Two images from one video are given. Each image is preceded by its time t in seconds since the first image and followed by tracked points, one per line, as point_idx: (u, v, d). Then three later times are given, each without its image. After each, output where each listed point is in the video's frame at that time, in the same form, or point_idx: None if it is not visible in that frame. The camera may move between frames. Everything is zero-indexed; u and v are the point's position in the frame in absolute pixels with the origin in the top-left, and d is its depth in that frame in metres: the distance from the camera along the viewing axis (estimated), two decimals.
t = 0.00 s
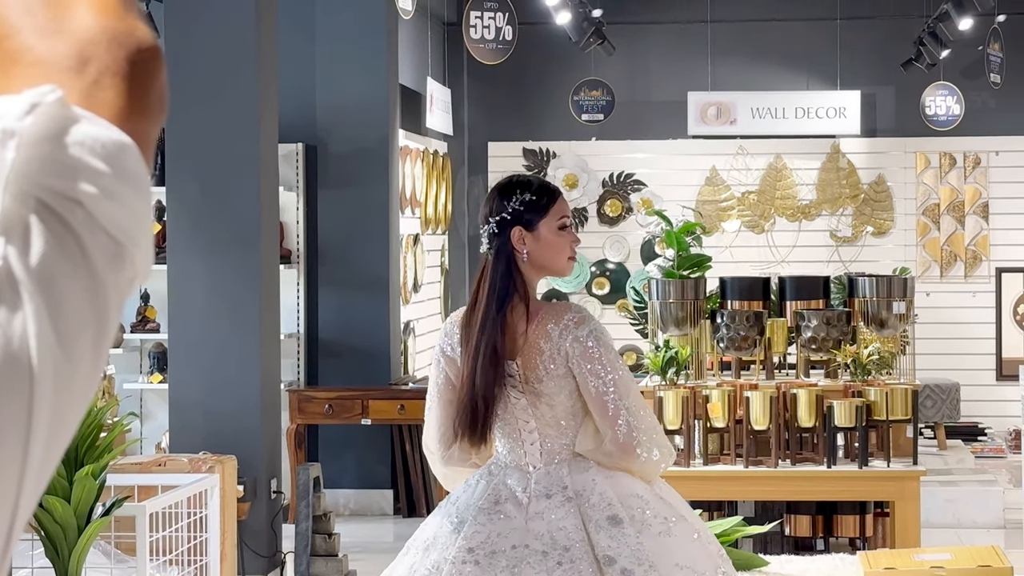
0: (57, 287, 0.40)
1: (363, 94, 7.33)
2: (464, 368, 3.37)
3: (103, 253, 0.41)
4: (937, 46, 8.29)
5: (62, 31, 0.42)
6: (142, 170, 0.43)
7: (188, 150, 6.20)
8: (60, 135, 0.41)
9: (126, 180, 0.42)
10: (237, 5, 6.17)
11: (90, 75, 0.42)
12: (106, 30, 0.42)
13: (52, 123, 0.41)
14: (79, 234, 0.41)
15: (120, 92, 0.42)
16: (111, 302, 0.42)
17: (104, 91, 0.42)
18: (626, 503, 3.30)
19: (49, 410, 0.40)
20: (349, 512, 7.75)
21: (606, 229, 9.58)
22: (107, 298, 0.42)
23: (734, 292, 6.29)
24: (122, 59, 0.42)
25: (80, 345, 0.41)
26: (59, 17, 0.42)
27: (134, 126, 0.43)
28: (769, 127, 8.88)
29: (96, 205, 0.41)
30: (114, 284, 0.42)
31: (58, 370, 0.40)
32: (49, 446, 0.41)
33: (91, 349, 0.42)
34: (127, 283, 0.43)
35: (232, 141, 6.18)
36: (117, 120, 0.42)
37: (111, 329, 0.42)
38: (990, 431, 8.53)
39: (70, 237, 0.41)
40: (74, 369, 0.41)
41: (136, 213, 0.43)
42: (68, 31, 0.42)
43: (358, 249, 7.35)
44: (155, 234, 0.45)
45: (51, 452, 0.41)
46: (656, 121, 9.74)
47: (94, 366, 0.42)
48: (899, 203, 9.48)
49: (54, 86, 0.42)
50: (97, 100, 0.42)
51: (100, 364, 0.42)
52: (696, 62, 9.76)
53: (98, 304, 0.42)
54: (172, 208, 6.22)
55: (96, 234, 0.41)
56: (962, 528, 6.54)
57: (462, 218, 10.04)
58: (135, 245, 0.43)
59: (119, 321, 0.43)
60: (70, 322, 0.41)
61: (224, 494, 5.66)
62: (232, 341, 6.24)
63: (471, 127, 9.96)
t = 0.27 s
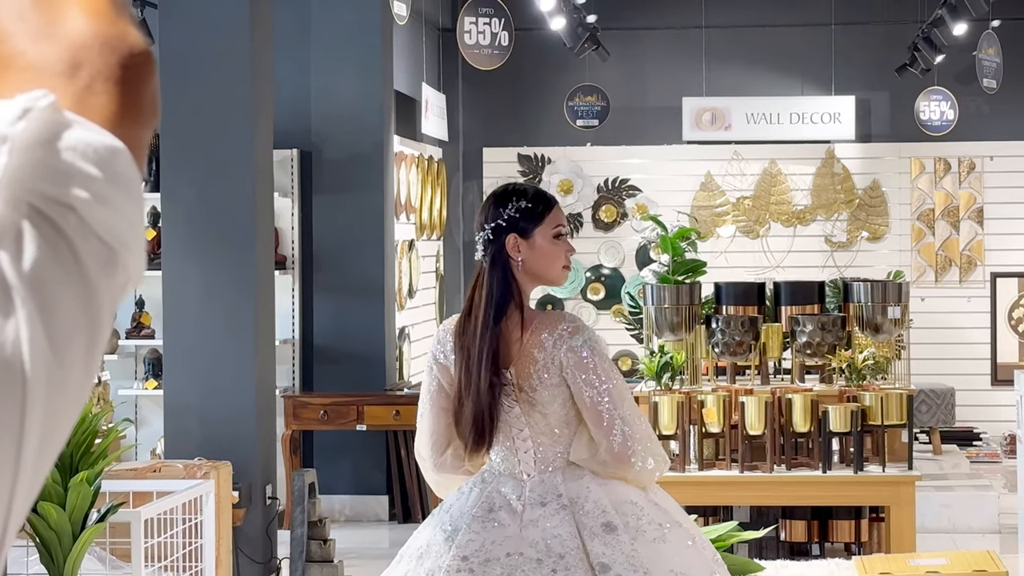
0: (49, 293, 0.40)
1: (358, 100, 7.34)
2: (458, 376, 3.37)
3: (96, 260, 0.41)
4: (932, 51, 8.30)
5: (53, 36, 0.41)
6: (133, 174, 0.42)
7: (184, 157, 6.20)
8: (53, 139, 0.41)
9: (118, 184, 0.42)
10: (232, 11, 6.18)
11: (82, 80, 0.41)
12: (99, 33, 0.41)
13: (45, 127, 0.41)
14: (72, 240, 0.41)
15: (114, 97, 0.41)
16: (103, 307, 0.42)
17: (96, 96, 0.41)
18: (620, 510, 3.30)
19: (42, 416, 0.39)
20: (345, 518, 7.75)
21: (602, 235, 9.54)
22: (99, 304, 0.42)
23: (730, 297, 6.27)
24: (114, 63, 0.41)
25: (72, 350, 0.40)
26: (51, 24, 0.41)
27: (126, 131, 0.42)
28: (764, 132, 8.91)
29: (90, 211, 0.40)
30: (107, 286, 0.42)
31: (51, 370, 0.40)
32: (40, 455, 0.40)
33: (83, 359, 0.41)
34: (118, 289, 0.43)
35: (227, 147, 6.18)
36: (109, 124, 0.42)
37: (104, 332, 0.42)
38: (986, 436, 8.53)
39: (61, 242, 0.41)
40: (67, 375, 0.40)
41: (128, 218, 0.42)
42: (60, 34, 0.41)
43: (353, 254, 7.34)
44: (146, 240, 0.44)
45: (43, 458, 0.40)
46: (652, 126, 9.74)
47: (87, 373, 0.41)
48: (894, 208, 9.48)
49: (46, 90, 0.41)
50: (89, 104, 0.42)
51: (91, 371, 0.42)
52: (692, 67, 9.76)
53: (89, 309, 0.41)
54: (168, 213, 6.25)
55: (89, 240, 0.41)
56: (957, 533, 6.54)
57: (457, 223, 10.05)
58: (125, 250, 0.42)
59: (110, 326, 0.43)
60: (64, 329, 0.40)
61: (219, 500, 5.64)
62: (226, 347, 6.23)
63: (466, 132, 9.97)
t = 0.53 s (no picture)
0: (49, 302, 0.42)
1: (352, 107, 7.34)
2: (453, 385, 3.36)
3: (95, 271, 0.43)
4: (924, 56, 8.31)
5: (52, 49, 0.44)
6: (133, 185, 0.45)
7: (179, 164, 6.19)
8: (53, 151, 0.43)
9: (118, 197, 0.44)
10: (225, 19, 6.17)
11: (81, 92, 0.44)
12: (97, 46, 0.44)
13: (45, 141, 0.43)
14: (70, 251, 0.43)
15: (112, 108, 0.44)
16: (102, 317, 0.44)
17: (95, 108, 0.44)
18: (615, 516, 3.30)
19: (42, 426, 0.41)
20: (339, 525, 7.73)
21: (595, 241, 9.58)
22: (99, 315, 0.43)
23: (723, 303, 6.29)
24: (113, 74, 0.44)
25: (71, 359, 0.42)
26: (49, 35, 0.44)
27: (123, 141, 0.45)
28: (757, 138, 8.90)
29: (88, 222, 0.43)
30: (106, 299, 0.44)
31: (50, 386, 0.41)
32: (40, 463, 0.42)
33: (82, 368, 0.43)
34: (118, 300, 0.45)
35: (221, 154, 6.17)
36: (108, 136, 0.44)
37: (102, 346, 0.44)
38: (980, 441, 8.54)
39: (60, 254, 0.43)
40: (66, 385, 0.42)
41: (127, 229, 0.44)
42: (59, 47, 0.44)
43: (346, 261, 7.34)
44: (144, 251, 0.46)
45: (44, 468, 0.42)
46: (645, 132, 9.74)
47: (86, 384, 0.43)
48: (887, 213, 9.49)
49: (46, 102, 0.44)
50: (88, 117, 0.44)
51: (91, 380, 0.44)
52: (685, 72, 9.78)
53: (89, 321, 0.43)
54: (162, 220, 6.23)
55: (89, 252, 0.43)
56: (951, 539, 6.54)
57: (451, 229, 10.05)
58: (121, 264, 0.44)
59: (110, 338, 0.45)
60: (64, 337, 0.42)
61: (214, 507, 5.63)
62: (221, 354, 6.22)
63: (459, 138, 9.97)
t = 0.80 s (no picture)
0: (43, 310, 0.45)
1: (343, 114, 7.34)
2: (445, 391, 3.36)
3: (89, 279, 0.47)
4: (914, 61, 8.34)
5: (44, 59, 0.47)
6: (124, 195, 0.48)
7: (169, 172, 6.18)
8: (45, 162, 0.46)
9: (108, 207, 0.47)
10: (215, 26, 6.18)
11: (73, 103, 0.47)
12: (89, 56, 0.47)
13: (37, 150, 0.46)
14: (62, 258, 0.46)
15: (102, 119, 0.48)
16: (95, 324, 0.47)
17: (87, 117, 0.47)
18: (607, 523, 3.30)
19: (37, 429, 0.45)
20: (331, 532, 7.73)
21: (586, 247, 9.59)
22: (93, 323, 0.47)
23: (713, 308, 6.26)
24: (103, 84, 0.47)
25: (65, 366, 0.46)
26: (40, 46, 0.47)
27: (116, 152, 0.48)
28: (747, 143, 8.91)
29: (81, 232, 0.46)
30: (101, 304, 0.47)
31: (46, 393, 0.45)
32: (36, 463, 0.45)
33: (77, 373, 0.47)
34: (110, 308, 0.48)
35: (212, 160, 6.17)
36: (99, 146, 0.48)
37: (96, 354, 0.47)
38: (971, 445, 8.55)
39: (57, 265, 0.46)
40: (60, 392, 0.46)
41: (118, 238, 0.48)
42: (51, 57, 0.47)
43: (337, 268, 7.34)
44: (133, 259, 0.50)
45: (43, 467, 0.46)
46: (637, 136, 9.74)
47: (79, 390, 0.47)
48: (878, 218, 9.50)
49: (38, 113, 0.47)
50: (80, 127, 0.48)
51: (86, 383, 0.48)
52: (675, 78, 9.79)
53: (84, 329, 0.47)
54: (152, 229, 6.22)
55: (83, 261, 0.46)
56: (943, 544, 6.55)
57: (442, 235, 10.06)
58: (112, 272, 0.48)
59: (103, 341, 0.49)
60: (59, 345, 0.46)
61: (205, 514, 5.63)
62: (212, 361, 6.22)
63: (450, 144, 9.98)
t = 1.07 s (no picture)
0: (34, 327, 0.41)
1: (335, 117, 7.35)
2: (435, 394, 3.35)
3: (79, 291, 0.42)
4: (905, 63, 8.34)
5: (36, 67, 0.43)
6: (116, 204, 0.43)
7: (161, 176, 6.20)
8: (37, 167, 0.41)
9: (102, 214, 0.42)
10: (205, 29, 6.18)
11: (65, 108, 0.43)
12: (81, 61, 0.42)
13: (24, 158, 0.41)
14: (56, 272, 0.41)
15: (97, 121, 0.43)
16: (87, 340, 0.42)
17: (79, 122, 0.43)
18: (597, 525, 3.31)
19: (27, 453, 0.40)
20: (322, 535, 7.74)
21: (577, 249, 9.58)
22: (83, 341, 0.42)
23: (705, 311, 6.28)
24: (96, 88, 0.43)
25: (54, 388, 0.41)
26: (33, 54, 0.43)
27: (107, 158, 0.44)
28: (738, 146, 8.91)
29: (73, 239, 0.41)
30: (94, 324, 0.43)
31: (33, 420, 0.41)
32: (21, 490, 0.40)
33: (67, 389, 0.42)
34: (102, 319, 0.43)
35: (201, 164, 6.17)
36: (92, 151, 0.43)
37: (85, 371, 0.43)
38: (963, 447, 8.56)
39: (48, 277, 0.41)
40: (49, 415, 0.41)
41: (114, 249, 0.43)
42: (43, 66, 0.43)
43: (328, 271, 7.35)
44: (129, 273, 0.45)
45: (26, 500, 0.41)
46: (628, 139, 9.75)
47: (71, 411, 0.42)
48: (869, 220, 9.51)
49: (29, 119, 0.43)
50: (73, 132, 0.43)
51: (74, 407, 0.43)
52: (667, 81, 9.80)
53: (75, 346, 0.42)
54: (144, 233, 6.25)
55: (75, 272, 0.42)
56: (934, 545, 6.55)
57: (433, 238, 10.07)
58: (109, 280, 0.43)
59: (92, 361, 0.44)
60: (49, 361, 0.41)
61: (196, 519, 5.61)
62: (204, 366, 6.21)
63: (441, 147, 10.00)
